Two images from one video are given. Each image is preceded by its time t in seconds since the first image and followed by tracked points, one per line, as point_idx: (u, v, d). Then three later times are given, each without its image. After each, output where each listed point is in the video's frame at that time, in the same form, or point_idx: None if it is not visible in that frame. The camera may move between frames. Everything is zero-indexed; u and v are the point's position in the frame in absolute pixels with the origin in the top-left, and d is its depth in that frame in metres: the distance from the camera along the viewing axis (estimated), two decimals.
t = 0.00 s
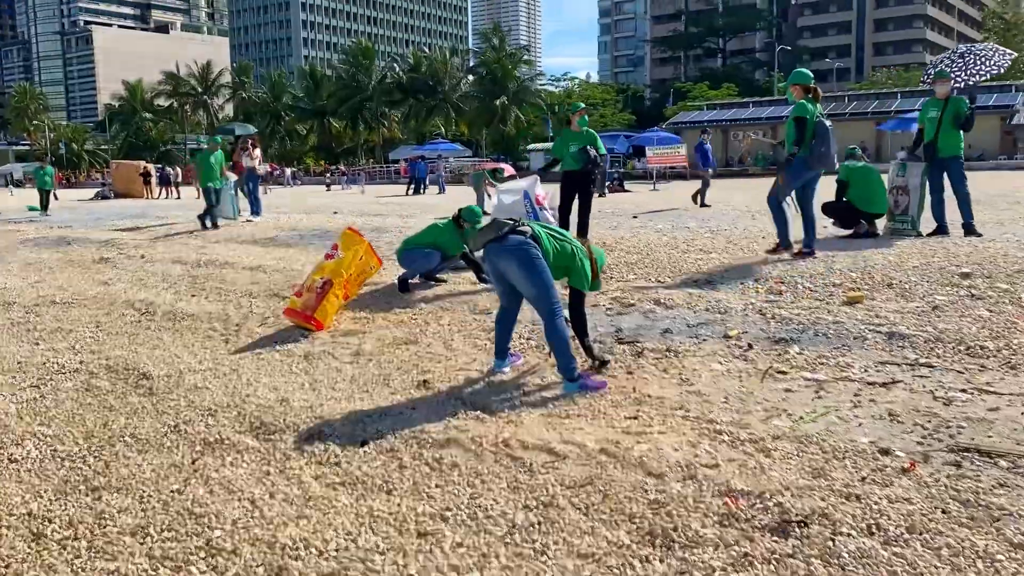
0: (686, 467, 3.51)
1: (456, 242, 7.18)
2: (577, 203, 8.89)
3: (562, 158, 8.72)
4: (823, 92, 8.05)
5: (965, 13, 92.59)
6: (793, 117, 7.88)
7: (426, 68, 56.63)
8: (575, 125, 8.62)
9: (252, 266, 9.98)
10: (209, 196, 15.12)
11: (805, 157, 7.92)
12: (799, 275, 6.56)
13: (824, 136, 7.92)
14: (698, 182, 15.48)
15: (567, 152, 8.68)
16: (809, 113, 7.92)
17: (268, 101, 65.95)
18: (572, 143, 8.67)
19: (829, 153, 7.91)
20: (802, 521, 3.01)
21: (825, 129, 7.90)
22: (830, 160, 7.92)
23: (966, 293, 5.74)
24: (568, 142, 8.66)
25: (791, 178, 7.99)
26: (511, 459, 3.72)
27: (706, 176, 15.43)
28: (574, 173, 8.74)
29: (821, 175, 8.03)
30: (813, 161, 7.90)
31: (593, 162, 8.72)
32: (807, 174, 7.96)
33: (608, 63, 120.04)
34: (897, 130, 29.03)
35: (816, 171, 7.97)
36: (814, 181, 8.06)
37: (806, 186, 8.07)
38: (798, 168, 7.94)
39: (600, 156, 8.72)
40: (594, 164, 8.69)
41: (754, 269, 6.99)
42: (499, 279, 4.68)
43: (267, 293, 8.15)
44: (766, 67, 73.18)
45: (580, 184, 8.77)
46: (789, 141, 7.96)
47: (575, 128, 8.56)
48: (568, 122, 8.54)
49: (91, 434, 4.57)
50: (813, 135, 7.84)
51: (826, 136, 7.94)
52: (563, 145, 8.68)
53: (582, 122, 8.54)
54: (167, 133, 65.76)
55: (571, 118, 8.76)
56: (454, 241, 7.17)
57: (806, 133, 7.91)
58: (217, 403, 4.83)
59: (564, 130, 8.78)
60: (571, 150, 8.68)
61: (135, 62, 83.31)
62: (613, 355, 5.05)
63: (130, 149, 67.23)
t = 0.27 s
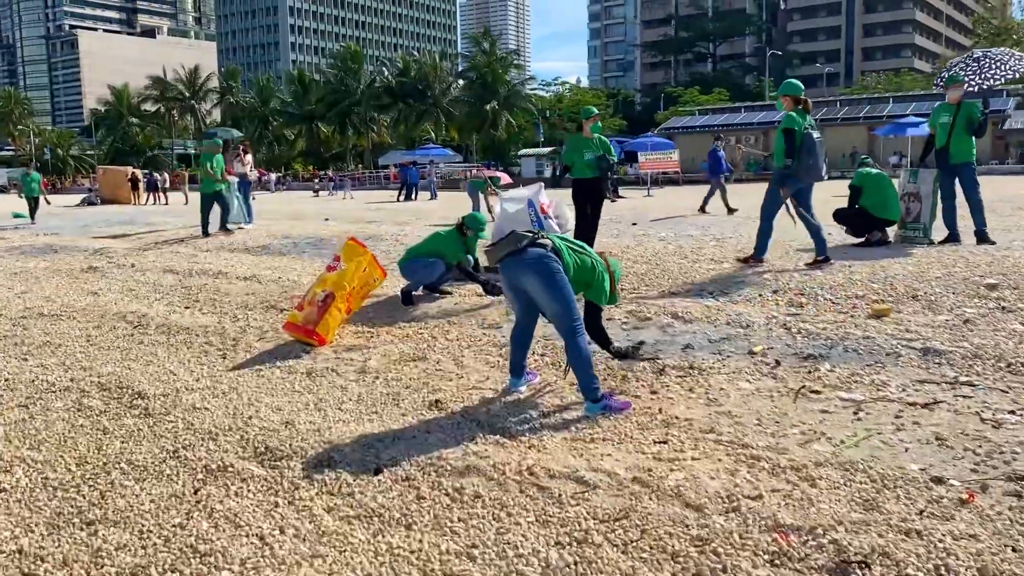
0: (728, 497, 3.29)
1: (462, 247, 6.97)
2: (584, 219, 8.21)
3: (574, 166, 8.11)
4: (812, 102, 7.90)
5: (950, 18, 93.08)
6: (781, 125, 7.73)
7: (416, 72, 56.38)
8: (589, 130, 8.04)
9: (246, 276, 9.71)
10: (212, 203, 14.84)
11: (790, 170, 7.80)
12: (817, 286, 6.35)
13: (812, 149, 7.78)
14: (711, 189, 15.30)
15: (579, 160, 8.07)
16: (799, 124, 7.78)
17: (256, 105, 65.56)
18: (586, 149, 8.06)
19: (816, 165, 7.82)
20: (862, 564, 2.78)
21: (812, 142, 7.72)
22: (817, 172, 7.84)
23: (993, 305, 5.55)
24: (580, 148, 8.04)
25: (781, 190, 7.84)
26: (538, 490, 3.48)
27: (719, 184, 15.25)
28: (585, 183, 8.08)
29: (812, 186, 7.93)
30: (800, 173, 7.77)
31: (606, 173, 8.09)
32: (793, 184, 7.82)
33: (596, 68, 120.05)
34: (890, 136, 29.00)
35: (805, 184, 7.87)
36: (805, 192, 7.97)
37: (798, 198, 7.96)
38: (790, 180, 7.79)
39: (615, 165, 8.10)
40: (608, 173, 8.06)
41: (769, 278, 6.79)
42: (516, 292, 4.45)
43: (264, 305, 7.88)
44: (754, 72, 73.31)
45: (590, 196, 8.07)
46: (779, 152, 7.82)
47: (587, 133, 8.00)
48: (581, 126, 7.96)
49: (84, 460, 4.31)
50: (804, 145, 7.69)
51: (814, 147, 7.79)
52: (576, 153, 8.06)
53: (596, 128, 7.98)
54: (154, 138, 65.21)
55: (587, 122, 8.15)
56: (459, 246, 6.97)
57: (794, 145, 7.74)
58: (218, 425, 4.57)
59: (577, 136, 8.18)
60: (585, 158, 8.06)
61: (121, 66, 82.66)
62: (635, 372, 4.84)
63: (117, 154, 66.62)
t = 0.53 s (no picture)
0: (773, 517, 3.07)
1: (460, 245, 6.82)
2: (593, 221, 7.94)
3: (581, 168, 7.79)
4: (797, 100, 8.00)
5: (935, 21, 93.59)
6: (763, 126, 8.01)
7: (404, 76, 56.08)
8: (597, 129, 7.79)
9: (239, 280, 9.43)
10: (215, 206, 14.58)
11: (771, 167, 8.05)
12: (836, 289, 6.15)
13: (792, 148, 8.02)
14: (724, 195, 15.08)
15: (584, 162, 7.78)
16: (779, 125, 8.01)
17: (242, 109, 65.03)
18: (595, 149, 7.79)
19: (796, 163, 8.04)
20: None
21: (793, 140, 7.98)
22: (797, 170, 8.06)
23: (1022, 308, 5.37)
24: (588, 149, 7.76)
25: (762, 189, 8.11)
26: (567, 510, 3.25)
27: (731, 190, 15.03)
28: (595, 184, 7.80)
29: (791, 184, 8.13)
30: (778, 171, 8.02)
31: (615, 173, 7.83)
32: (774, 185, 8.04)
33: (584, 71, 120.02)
34: (881, 138, 28.94)
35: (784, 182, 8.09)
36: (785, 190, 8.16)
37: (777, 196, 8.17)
38: (770, 178, 8.04)
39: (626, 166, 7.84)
40: (618, 174, 7.80)
41: (783, 280, 6.59)
42: (534, 298, 4.22)
43: (259, 310, 7.62)
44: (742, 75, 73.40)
45: (601, 197, 7.83)
46: (761, 150, 8.10)
47: (596, 132, 7.76)
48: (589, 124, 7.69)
49: (74, 479, 4.03)
50: (782, 145, 7.92)
51: (795, 146, 8.03)
52: (582, 153, 7.78)
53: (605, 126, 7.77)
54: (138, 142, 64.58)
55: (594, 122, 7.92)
56: (451, 247, 6.81)
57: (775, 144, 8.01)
58: (218, 440, 4.30)
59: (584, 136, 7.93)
60: (595, 158, 7.76)
61: (105, 70, 81.94)
62: (656, 381, 4.63)
63: (100, 158, 65.90)
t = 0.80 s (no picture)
0: (827, 549, 2.89)
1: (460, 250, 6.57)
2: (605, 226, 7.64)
3: (595, 172, 7.50)
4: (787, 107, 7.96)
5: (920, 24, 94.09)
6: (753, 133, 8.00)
7: (392, 80, 55.83)
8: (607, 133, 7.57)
9: (235, 290, 9.19)
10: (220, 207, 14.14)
11: (764, 173, 7.93)
12: (855, 299, 6.01)
13: (784, 152, 7.86)
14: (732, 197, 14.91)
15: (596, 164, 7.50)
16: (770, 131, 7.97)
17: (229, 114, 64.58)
18: (606, 152, 7.54)
19: (788, 167, 7.85)
20: None
21: (783, 145, 7.85)
22: (790, 173, 7.85)
23: None
24: (599, 152, 7.51)
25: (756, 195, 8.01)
26: (605, 541, 3.05)
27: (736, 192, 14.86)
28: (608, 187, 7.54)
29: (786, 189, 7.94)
30: (771, 177, 7.89)
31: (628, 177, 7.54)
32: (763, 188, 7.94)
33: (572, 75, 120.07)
34: (873, 142, 28.90)
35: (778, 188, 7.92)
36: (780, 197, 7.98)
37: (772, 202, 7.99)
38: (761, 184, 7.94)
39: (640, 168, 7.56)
40: (632, 178, 7.54)
41: (800, 290, 6.43)
42: (553, 313, 4.03)
43: (258, 322, 7.40)
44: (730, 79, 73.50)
45: (613, 202, 7.56)
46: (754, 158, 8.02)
47: (606, 136, 7.55)
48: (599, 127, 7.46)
49: (73, 508, 3.81)
50: (770, 150, 7.85)
51: (787, 150, 7.86)
52: (595, 156, 7.53)
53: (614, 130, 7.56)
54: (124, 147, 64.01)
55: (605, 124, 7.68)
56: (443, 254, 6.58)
57: (766, 150, 7.91)
58: (224, 463, 4.10)
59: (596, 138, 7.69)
60: (608, 161, 7.51)
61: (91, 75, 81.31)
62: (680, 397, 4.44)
63: (86, 164, 65.27)
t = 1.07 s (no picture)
0: (893, 559, 2.75)
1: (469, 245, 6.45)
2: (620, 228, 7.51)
3: (615, 169, 7.37)
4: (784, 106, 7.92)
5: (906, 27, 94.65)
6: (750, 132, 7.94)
7: (382, 83, 55.63)
8: (623, 130, 7.41)
9: (235, 293, 8.98)
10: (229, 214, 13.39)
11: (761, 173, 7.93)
12: (880, 298, 5.89)
13: (781, 153, 7.88)
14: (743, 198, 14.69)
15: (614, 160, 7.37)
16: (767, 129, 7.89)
17: (217, 118, 64.18)
18: (623, 149, 7.40)
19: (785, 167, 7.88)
20: None
21: (781, 145, 7.84)
22: (787, 174, 7.89)
23: None
24: (616, 149, 7.38)
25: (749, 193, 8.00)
26: (656, 553, 2.89)
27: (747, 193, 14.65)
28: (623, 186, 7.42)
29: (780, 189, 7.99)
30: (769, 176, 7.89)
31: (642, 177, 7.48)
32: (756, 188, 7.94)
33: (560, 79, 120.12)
34: (865, 142, 28.91)
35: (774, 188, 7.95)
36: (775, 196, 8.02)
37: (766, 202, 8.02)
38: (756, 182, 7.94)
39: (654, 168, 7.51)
40: (646, 177, 7.46)
41: (822, 289, 6.31)
42: (588, 312, 3.88)
43: (263, 325, 7.21)
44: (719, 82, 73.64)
45: (630, 202, 7.43)
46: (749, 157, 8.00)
47: (622, 132, 7.40)
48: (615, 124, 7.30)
49: (85, 522, 3.61)
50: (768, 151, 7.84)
51: (783, 150, 7.88)
52: (614, 152, 7.40)
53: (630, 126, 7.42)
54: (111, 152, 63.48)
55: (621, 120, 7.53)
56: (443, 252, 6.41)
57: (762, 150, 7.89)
58: (242, 472, 3.91)
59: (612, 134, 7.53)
60: (624, 158, 7.38)
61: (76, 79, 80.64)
62: (716, 399, 4.29)
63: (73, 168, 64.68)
